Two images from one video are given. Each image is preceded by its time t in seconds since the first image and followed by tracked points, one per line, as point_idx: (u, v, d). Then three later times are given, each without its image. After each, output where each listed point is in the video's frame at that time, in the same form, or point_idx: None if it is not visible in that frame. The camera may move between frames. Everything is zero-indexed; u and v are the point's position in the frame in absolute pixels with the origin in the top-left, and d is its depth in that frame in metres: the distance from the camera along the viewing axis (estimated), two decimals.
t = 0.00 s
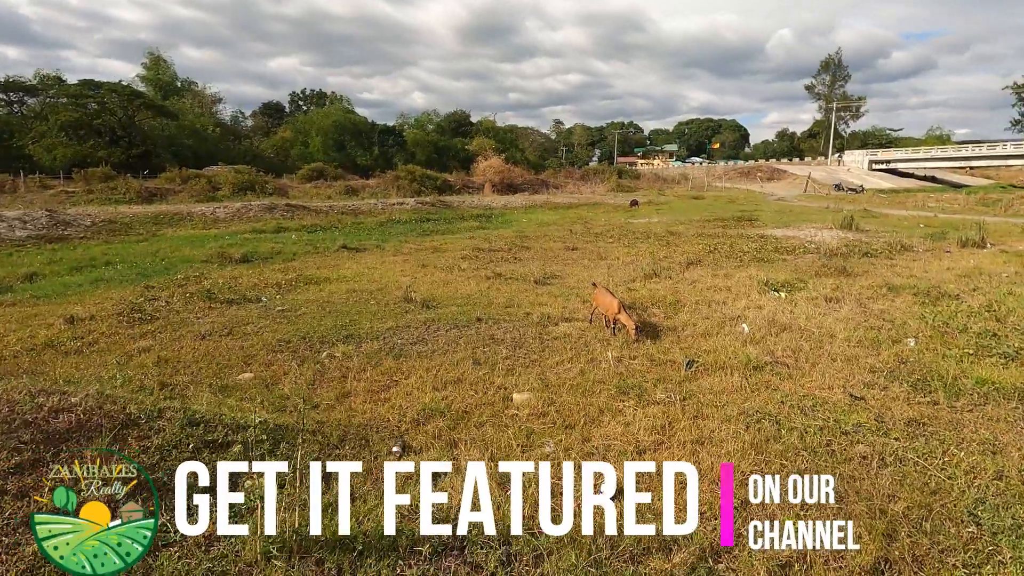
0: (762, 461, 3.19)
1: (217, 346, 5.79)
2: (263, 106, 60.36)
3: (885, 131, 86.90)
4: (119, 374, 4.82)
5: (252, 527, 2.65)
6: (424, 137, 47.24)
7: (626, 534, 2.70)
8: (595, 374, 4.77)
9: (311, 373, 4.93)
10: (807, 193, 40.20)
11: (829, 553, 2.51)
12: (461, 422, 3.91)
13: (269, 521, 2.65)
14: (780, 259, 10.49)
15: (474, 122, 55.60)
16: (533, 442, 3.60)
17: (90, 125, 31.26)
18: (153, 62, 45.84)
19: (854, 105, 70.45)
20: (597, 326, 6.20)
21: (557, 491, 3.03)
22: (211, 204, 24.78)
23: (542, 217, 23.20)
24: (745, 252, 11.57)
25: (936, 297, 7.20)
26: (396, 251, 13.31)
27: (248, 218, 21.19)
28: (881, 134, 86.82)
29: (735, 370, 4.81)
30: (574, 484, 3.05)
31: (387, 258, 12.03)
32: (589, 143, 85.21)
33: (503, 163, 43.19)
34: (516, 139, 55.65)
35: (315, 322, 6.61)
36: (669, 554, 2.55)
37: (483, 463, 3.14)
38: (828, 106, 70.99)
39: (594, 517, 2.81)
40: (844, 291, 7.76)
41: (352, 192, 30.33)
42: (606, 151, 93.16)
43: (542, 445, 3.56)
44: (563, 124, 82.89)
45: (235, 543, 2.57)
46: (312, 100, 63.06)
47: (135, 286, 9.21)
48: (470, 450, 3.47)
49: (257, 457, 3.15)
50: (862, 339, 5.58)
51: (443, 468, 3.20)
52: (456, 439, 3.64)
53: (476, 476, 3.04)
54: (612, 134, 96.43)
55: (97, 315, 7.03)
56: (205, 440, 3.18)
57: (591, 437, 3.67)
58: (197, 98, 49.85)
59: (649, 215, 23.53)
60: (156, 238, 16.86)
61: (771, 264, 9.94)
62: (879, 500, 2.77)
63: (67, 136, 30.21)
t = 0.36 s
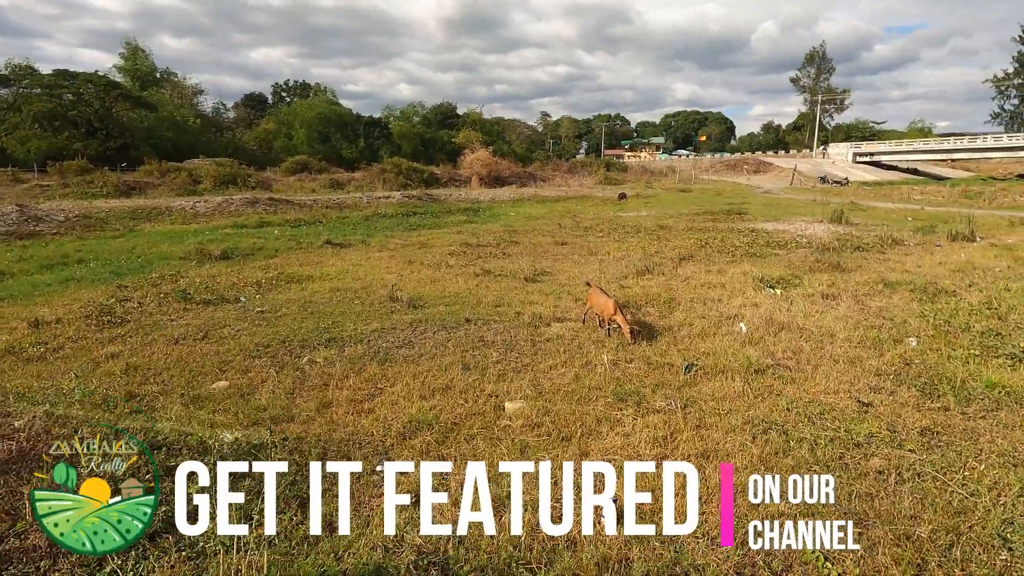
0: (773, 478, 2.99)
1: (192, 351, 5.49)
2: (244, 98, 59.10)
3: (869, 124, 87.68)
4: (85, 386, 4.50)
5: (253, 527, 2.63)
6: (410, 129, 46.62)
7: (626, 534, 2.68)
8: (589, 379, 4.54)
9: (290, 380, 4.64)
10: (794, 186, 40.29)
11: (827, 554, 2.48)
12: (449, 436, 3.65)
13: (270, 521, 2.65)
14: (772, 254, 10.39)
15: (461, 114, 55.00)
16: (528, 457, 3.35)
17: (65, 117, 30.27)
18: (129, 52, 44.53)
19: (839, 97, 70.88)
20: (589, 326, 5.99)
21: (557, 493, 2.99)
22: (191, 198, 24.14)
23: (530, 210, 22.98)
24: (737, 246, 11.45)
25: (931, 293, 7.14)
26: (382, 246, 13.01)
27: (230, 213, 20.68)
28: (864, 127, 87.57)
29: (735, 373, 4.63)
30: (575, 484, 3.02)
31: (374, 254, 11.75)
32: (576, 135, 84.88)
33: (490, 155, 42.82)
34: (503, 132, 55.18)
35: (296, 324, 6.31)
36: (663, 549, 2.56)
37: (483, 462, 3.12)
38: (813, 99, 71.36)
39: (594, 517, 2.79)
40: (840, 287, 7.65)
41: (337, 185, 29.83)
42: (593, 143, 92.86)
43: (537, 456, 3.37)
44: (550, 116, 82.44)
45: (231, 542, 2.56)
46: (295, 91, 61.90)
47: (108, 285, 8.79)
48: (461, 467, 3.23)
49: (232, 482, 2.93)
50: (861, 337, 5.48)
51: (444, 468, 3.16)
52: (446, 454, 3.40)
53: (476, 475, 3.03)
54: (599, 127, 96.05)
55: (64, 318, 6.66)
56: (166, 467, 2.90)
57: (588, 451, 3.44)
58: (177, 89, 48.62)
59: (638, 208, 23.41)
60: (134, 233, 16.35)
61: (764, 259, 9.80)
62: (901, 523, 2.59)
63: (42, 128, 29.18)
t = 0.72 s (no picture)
0: (790, 489, 2.77)
1: (164, 355, 5.15)
2: (225, 92, 57.89)
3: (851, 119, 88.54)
4: (45, 396, 4.16)
5: (237, 536, 2.45)
6: (395, 124, 46.02)
7: (629, 542, 2.52)
8: (588, 381, 4.31)
9: (269, 386, 4.34)
10: (780, 180, 40.46)
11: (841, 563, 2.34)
12: (441, 443, 3.41)
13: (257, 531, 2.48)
14: (766, 248, 10.23)
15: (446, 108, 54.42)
16: (525, 468, 3.12)
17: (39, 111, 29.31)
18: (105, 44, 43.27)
19: (823, 91, 71.37)
20: (585, 323, 5.77)
21: (558, 501, 2.80)
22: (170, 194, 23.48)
23: (518, 205, 22.73)
24: (729, 240, 11.27)
25: (930, 287, 7.00)
26: (368, 242, 12.66)
27: (211, 208, 20.14)
28: (847, 121, 88.39)
29: (739, 373, 4.42)
30: (576, 493, 2.83)
31: (360, 250, 11.42)
32: (562, 130, 84.57)
33: (477, 150, 42.40)
34: (489, 126, 54.72)
35: (276, 325, 5.99)
36: (673, 561, 2.38)
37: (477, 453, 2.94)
38: (797, 93, 71.76)
39: (597, 525, 2.62)
40: (837, 281, 7.49)
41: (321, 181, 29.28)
42: (580, 138, 92.65)
43: (532, 468, 3.12)
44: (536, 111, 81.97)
45: (212, 562, 2.32)
46: (278, 85, 60.77)
47: (79, 285, 8.36)
48: (453, 482, 2.96)
49: (197, 503, 2.61)
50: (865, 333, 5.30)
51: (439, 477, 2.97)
52: (437, 468, 3.12)
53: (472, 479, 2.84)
54: (585, 122, 95.78)
55: (27, 321, 6.26)
56: (122, 491, 2.59)
57: (590, 457, 3.22)
58: (155, 82, 47.40)
59: (626, 202, 23.24)
60: (110, 230, 15.80)
61: (758, 254, 9.62)
62: (936, 543, 2.37)
63: (15, 122, 28.12)
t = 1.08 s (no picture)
0: (808, 506, 2.57)
1: (131, 360, 4.82)
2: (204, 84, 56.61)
3: (834, 114, 89.43)
4: None
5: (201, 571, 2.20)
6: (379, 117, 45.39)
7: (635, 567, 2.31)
8: (584, 386, 4.08)
9: (245, 394, 4.05)
10: (765, 175, 40.66)
11: None
12: (430, 457, 3.18)
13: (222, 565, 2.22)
14: (758, 243, 10.08)
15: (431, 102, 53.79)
16: (521, 484, 2.89)
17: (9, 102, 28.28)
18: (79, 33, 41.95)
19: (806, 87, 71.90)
20: (578, 322, 5.55)
21: (558, 523, 2.57)
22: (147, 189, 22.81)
23: (505, 199, 22.43)
24: (719, 235, 11.11)
25: (927, 283, 6.88)
26: (352, 238, 12.31)
27: (190, 203, 19.56)
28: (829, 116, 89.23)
29: (742, 375, 4.23)
30: (577, 513, 2.60)
31: (343, 246, 11.07)
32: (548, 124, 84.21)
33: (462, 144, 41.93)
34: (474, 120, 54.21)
35: (254, 327, 5.67)
36: None
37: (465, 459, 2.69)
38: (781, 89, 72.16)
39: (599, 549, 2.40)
40: (834, 277, 7.34)
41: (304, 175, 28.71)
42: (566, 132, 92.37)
43: (529, 485, 2.87)
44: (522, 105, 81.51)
45: None
46: (259, 77, 59.56)
47: (46, 284, 7.94)
48: (443, 503, 2.72)
49: (154, 535, 2.34)
50: (867, 332, 5.14)
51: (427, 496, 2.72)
52: (425, 486, 2.87)
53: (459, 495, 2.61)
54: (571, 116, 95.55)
55: None
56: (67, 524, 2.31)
57: (590, 470, 3.01)
58: (131, 73, 46.12)
59: (613, 197, 23.06)
60: (82, 226, 15.21)
61: (750, 249, 9.45)
62: (968, 571, 2.19)
63: None
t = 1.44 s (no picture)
0: (803, 518, 2.40)
1: (58, 372, 4.32)
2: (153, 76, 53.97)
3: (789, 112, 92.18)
4: None
5: None
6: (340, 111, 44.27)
7: None
8: (558, 389, 3.84)
9: (186, 407, 3.65)
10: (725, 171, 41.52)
11: None
12: (393, 474, 2.87)
13: None
14: (725, 237, 10.07)
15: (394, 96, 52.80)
16: (495, 501, 2.63)
17: None
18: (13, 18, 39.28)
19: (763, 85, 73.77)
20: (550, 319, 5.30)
21: (536, 549, 2.32)
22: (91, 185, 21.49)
23: (471, 195, 22.10)
24: (686, 229, 11.08)
25: (891, 275, 6.94)
26: (312, 235, 11.80)
27: (138, 200, 18.52)
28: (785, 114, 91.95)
29: (720, 373, 4.08)
30: (557, 536, 2.36)
31: (302, 243, 10.56)
32: (513, 120, 83.93)
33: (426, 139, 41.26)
34: (438, 115, 53.51)
35: (200, 332, 5.22)
36: None
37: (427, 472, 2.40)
38: (740, 87, 73.81)
39: None
40: (801, 270, 7.34)
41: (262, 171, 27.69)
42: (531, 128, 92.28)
43: (504, 505, 2.60)
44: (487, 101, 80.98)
45: None
46: (211, 69, 57.17)
47: None
48: (410, 528, 2.44)
49: None
50: (840, 325, 5.09)
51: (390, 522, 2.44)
52: (388, 508, 2.58)
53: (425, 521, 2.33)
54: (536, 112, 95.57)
55: None
56: None
57: (569, 484, 2.76)
58: (73, 63, 43.55)
59: (579, 192, 23.00)
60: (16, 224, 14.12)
61: (718, 243, 9.43)
62: None
63: None
